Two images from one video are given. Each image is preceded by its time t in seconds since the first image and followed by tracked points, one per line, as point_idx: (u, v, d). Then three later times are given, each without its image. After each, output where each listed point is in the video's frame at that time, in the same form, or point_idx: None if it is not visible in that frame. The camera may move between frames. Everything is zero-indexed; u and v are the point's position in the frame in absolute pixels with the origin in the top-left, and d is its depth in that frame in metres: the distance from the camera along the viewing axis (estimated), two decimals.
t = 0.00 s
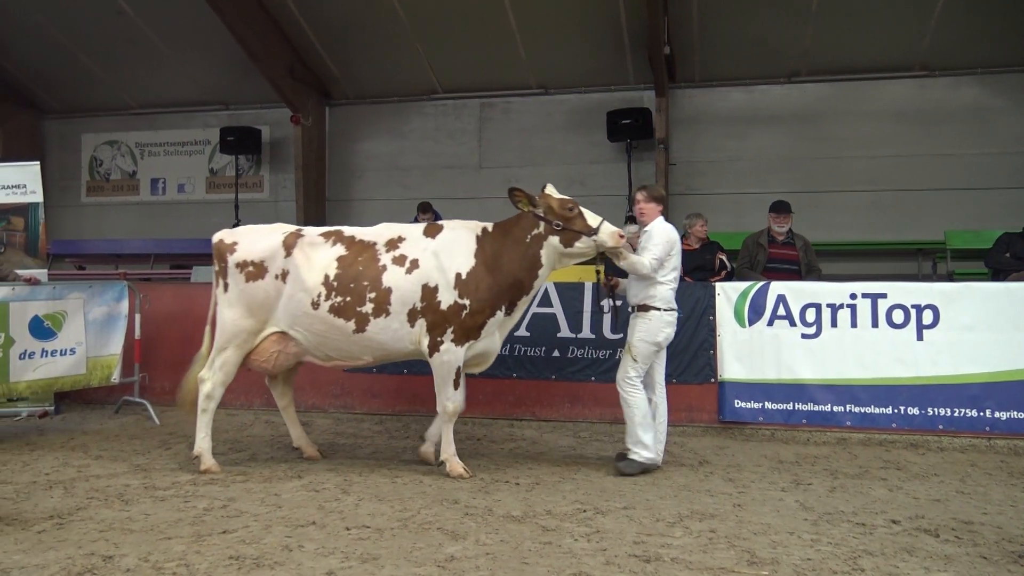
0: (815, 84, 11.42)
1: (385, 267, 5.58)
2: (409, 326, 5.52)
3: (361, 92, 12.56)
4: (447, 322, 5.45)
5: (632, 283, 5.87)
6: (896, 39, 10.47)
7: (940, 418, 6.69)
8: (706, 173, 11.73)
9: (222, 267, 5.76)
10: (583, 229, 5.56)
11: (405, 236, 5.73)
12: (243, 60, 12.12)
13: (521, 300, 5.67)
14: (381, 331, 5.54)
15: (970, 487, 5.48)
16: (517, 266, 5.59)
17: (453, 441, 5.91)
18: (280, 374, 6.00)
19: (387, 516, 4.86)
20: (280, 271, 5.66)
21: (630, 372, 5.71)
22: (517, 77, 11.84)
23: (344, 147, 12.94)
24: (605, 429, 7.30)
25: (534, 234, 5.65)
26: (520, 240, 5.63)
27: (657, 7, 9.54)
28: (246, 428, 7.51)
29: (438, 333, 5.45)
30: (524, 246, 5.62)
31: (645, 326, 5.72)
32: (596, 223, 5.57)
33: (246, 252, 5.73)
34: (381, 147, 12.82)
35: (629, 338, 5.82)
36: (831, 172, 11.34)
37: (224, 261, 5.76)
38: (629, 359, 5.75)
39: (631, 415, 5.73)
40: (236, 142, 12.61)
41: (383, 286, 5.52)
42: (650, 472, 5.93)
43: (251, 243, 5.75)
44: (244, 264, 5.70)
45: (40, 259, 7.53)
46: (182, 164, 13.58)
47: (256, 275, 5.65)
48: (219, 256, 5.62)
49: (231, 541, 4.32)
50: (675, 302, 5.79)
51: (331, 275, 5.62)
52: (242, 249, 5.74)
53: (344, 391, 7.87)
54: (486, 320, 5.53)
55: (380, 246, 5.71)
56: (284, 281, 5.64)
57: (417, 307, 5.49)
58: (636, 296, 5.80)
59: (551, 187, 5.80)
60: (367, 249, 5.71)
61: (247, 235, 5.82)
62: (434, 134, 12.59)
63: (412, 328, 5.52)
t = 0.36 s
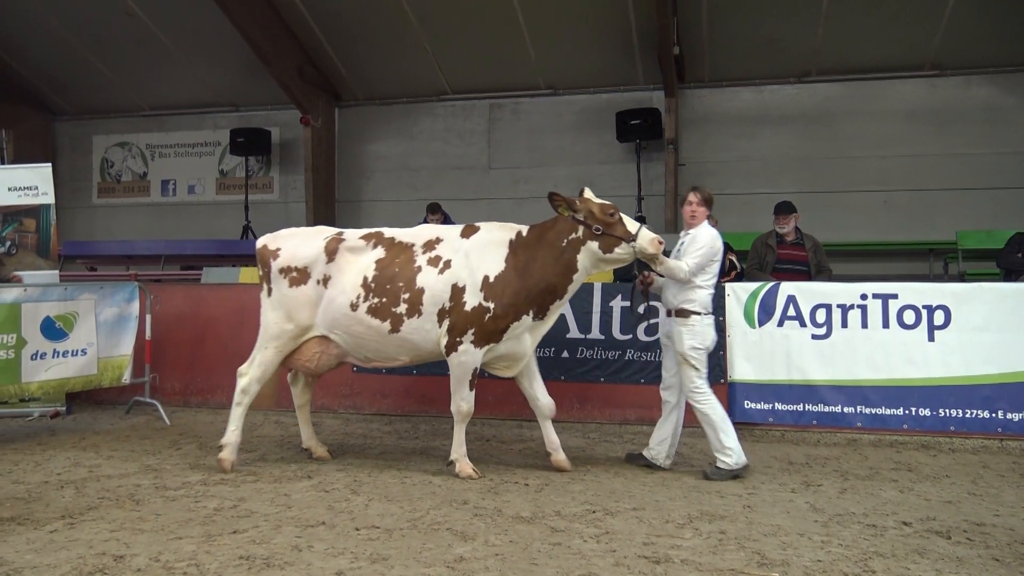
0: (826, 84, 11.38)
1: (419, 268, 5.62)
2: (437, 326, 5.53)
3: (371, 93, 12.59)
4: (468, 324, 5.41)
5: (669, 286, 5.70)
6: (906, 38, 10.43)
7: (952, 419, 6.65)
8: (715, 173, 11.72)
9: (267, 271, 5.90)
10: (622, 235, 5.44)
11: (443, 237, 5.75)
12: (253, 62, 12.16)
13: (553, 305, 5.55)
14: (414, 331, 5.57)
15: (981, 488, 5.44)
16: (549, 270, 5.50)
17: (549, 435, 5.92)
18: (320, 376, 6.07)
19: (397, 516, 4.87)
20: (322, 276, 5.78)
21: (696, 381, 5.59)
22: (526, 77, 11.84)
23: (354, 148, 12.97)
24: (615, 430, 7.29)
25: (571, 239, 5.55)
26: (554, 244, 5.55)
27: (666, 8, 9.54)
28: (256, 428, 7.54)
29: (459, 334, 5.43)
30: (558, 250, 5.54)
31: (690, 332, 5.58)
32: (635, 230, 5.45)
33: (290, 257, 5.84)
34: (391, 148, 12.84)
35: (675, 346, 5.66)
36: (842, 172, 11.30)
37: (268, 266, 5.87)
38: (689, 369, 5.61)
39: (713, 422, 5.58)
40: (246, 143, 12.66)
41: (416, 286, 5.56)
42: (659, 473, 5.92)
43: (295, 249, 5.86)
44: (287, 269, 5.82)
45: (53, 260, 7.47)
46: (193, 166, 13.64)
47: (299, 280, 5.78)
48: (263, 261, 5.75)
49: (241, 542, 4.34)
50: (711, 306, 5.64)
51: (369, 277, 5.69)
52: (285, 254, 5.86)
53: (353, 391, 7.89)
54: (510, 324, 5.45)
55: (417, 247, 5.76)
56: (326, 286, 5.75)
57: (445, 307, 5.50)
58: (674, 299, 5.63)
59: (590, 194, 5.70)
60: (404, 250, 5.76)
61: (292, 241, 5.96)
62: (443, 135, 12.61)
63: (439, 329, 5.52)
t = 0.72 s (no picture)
0: (833, 84, 11.35)
1: (458, 266, 5.62)
2: (471, 326, 5.54)
3: (377, 94, 12.61)
4: (501, 323, 5.42)
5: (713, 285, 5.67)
6: (913, 38, 10.40)
7: (960, 420, 6.63)
8: (721, 174, 11.71)
9: (305, 269, 5.94)
10: (658, 237, 5.40)
11: (480, 237, 5.76)
12: (259, 63, 12.19)
13: (587, 305, 5.56)
14: (452, 329, 5.57)
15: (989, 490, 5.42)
16: (583, 270, 5.50)
17: (555, 443, 5.92)
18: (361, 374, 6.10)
19: (403, 517, 4.88)
20: (361, 273, 5.80)
21: (743, 381, 5.52)
22: (532, 78, 11.84)
23: (360, 150, 13.00)
24: (622, 431, 7.29)
25: (606, 240, 5.53)
26: (589, 245, 5.54)
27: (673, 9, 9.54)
28: (262, 429, 7.55)
29: (491, 333, 5.45)
30: (593, 251, 5.53)
31: (738, 332, 5.50)
32: (670, 232, 5.40)
33: (327, 257, 5.91)
34: (397, 149, 12.86)
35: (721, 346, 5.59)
36: (849, 172, 11.27)
37: (304, 265, 5.95)
38: (736, 370, 5.54)
39: (743, 427, 5.53)
40: (253, 145, 12.69)
41: (454, 285, 5.56)
42: (666, 474, 5.90)
43: (332, 248, 5.93)
44: (325, 267, 5.86)
45: (59, 261, 7.50)
46: (199, 167, 13.68)
47: (337, 277, 5.81)
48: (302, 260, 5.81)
49: (248, 542, 4.34)
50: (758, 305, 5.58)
51: (409, 275, 5.70)
52: (322, 253, 5.92)
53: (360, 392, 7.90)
54: (542, 324, 5.46)
55: (455, 246, 5.76)
56: (366, 283, 5.77)
57: (480, 306, 5.51)
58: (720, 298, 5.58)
59: (625, 194, 5.67)
60: (442, 250, 5.77)
61: (330, 239, 6.00)
62: (450, 136, 12.62)
63: (472, 328, 5.53)
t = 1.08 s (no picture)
0: (836, 84, 11.34)
1: (495, 273, 5.55)
2: (518, 331, 5.48)
3: (380, 95, 12.62)
4: (555, 328, 5.39)
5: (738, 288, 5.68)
6: (917, 38, 10.39)
7: (964, 421, 6.62)
8: (724, 174, 11.70)
9: (336, 269, 5.92)
10: (697, 233, 5.39)
11: (515, 241, 5.69)
12: (263, 64, 12.21)
13: (633, 305, 5.52)
14: (493, 337, 5.52)
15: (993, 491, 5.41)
16: (628, 271, 5.46)
17: (558, 444, 5.93)
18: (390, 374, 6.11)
19: (406, 517, 4.88)
20: (394, 275, 5.73)
21: (760, 382, 5.52)
22: (535, 78, 11.85)
23: (363, 150, 13.01)
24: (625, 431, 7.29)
25: (646, 240, 5.50)
26: (630, 246, 5.50)
27: (676, 9, 9.54)
28: (265, 429, 7.56)
29: (547, 338, 5.40)
30: (635, 252, 5.49)
31: (757, 332, 5.49)
32: (709, 227, 5.39)
33: (358, 257, 5.87)
34: (400, 149, 12.87)
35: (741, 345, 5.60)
36: (852, 173, 11.27)
37: (335, 263, 5.92)
38: (753, 370, 5.53)
39: (754, 428, 5.52)
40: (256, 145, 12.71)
41: (494, 291, 5.49)
42: (669, 475, 5.89)
43: (364, 248, 5.88)
44: (357, 268, 5.83)
45: (64, 261, 7.46)
46: (203, 167, 13.70)
47: (370, 278, 5.77)
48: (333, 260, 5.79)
49: (251, 542, 4.35)
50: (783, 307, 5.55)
51: (446, 281, 5.62)
52: (354, 253, 5.89)
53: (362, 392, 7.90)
54: (598, 327, 5.41)
55: (491, 251, 5.68)
56: (400, 286, 5.71)
57: (527, 313, 5.45)
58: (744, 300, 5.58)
59: (660, 193, 5.65)
60: (478, 254, 5.68)
61: (362, 239, 5.96)
62: (453, 136, 12.62)
63: (521, 333, 5.48)
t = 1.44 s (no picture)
0: (838, 85, 11.33)
1: (529, 273, 5.51)
2: (556, 333, 5.43)
3: (382, 96, 12.63)
4: (600, 330, 5.34)
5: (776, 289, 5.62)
6: (919, 38, 10.38)
7: (966, 421, 6.62)
8: (726, 175, 11.70)
9: (361, 270, 5.90)
10: (733, 235, 5.41)
11: (546, 240, 5.65)
12: (264, 65, 12.22)
13: (669, 305, 5.54)
14: (525, 339, 5.47)
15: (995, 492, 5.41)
16: (666, 271, 5.48)
17: (563, 444, 5.91)
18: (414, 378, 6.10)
19: (408, 518, 4.88)
20: (419, 276, 5.72)
21: (783, 379, 5.48)
22: (536, 79, 11.85)
23: (364, 151, 13.02)
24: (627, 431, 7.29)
25: (682, 240, 5.52)
26: (666, 246, 5.52)
27: (678, 9, 9.54)
28: (266, 429, 7.56)
29: (593, 341, 5.36)
30: (671, 252, 5.51)
31: (801, 333, 5.44)
32: (746, 229, 5.41)
33: (383, 258, 5.84)
34: (402, 150, 12.87)
35: (779, 344, 5.54)
36: (853, 173, 11.26)
37: (361, 265, 5.90)
38: (782, 367, 5.50)
39: (768, 424, 5.50)
40: (258, 146, 12.71)
41: (529, 292, 5.45)
42: (671, 476, 5.89)
43: (389, 250, 5.85)
44: (382, 268, 5.81)
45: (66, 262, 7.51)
46: (205, 168, 13.72)
47: (395, 280, 5.75)
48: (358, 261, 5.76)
49: (253, 543, 4.36)
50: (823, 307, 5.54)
51: (475, 281, 5.59)
52: (379, 255, 5.86)
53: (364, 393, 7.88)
54: (638, 328, 5.39)
55: (522, 251, 5.65)
56: (425, 286, 5.70)
57: (565, 314, 5.41)
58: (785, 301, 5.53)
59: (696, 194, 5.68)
60: (509, 254, 5.64)
61: (386, 240, 5.94)
62: (455, 137, 12.63)
63: (559, 335, 5.43)
